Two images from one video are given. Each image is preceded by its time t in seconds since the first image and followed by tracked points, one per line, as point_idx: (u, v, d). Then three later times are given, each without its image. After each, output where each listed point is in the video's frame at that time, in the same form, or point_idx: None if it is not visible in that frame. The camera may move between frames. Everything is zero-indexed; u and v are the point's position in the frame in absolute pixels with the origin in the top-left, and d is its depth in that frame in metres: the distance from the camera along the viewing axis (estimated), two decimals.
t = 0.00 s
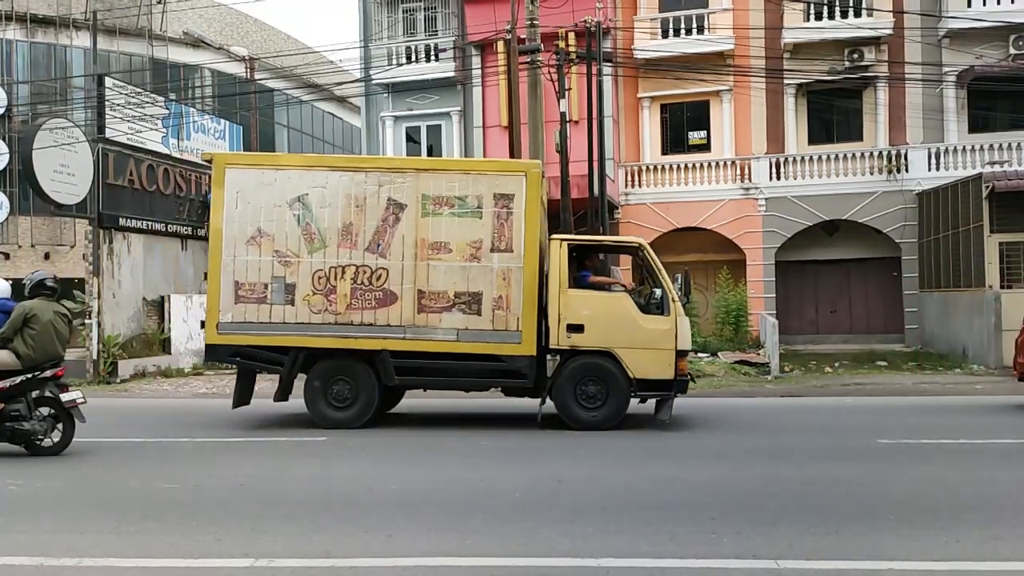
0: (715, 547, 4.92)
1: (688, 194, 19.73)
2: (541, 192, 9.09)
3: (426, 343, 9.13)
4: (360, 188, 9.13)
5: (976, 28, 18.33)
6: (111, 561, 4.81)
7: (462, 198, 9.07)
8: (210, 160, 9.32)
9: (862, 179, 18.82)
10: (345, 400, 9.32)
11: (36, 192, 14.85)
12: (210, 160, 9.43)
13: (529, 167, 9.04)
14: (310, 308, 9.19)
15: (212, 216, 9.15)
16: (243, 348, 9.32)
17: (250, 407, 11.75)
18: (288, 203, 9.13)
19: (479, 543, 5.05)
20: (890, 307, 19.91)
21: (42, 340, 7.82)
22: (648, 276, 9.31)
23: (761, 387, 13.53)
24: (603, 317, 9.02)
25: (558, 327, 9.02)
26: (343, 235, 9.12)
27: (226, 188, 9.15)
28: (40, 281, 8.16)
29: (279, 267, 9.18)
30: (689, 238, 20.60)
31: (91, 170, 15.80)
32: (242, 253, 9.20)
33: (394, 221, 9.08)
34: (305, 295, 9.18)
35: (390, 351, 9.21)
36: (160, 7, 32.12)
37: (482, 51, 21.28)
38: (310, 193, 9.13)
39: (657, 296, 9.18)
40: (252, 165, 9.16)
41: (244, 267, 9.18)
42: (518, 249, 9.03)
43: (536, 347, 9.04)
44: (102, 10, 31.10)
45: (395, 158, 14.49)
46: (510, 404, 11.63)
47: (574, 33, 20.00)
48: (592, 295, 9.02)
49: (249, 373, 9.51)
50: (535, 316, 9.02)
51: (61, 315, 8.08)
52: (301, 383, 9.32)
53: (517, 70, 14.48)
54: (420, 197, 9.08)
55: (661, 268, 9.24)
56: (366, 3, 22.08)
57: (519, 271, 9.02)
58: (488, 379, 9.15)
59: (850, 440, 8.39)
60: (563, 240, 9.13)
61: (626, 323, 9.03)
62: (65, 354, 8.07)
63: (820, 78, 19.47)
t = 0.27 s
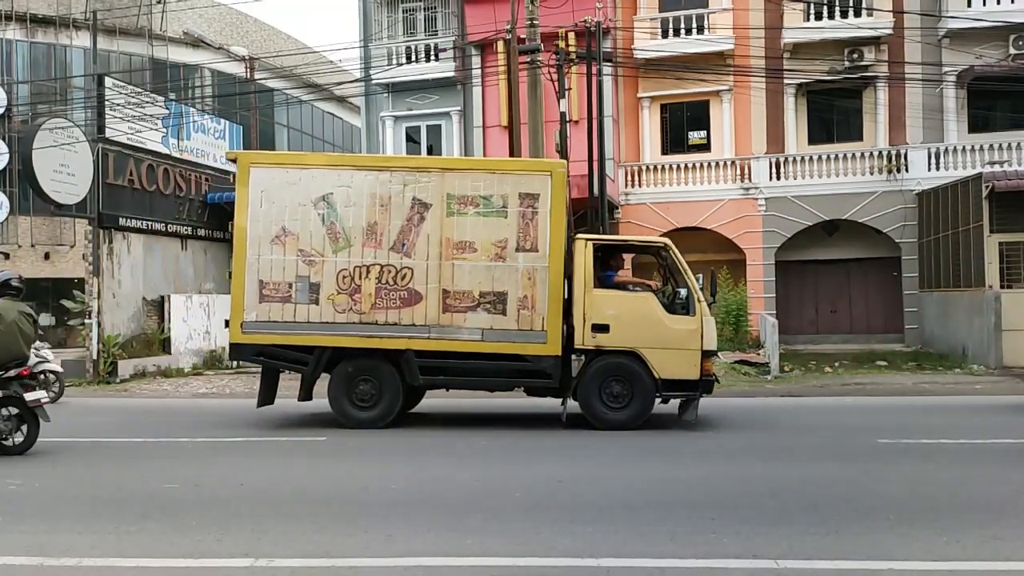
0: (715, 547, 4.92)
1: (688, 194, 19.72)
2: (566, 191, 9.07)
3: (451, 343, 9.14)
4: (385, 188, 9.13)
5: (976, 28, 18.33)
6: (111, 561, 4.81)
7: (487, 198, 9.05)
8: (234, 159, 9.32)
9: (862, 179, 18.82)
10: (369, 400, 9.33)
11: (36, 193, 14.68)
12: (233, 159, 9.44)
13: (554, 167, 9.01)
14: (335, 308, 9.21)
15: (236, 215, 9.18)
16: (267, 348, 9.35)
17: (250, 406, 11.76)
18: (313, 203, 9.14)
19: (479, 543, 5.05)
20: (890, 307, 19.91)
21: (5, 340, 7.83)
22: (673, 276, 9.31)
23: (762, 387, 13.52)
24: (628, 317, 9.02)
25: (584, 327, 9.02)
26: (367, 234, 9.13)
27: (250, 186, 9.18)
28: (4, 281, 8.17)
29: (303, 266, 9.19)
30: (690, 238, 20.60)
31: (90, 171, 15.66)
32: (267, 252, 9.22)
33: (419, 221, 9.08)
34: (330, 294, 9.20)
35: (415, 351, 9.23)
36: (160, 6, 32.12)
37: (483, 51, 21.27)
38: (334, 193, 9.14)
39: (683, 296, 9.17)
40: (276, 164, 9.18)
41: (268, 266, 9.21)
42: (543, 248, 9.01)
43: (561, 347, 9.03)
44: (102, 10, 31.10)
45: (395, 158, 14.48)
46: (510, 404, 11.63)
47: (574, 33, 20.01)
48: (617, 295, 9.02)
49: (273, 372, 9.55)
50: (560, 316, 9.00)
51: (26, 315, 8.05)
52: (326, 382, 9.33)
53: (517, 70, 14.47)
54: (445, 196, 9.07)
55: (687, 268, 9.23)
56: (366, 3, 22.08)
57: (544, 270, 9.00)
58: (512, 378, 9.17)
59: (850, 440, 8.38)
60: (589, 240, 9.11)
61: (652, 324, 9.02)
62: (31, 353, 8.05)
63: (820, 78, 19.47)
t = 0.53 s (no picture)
0: (715, 547, 4.92)
1: (688, 194, 19.72)
2: (591, 191, 9.05)
3: (476, 343, 9.13)
4: (409, 188, 9.11)
5: (976, 28, 18.33)
6: (111, 561, 4.80)
7: (512, 197, 9.03)
8: (258, 158, 9.31)
9: (862, 179, 18.81)
10: (393, 400, 9.32)
11: (36, 193, 14.63)
12: (256, 158, 9.42)
13: (579, 167, 8.98)
14: (359, 307, 9.21)
15: (260, 214, 9.17)
16: (291, 347, 9.35)
17: (251, 406, 11.75)
18: (337, 202, 9.13)
19: (479, 543, 5.05)
20: (890, 307, 19.91)
21: None
22: (697, 276, 9.30)
23: (762, 387, 13.52)
24: (654, 317, 9.01)
25: (609, 327, 9.03)
26: (392, 234, 9.12)
27: (274, 186, 9.17)
28: None
29: (327, 265, 9.18)
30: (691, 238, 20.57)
31: (90, 172, 15.63)
32: (291, 251, 9.21)
33: (444, 221, 9.06)
34: (355, 294, 9.19)
35: (440, 351, 9.23)
36: (159, 6, 32.12)
37: (482, 51, 21.27)
38: (358, 192, 9.12)
39: (708, 296, 9.16)
40: (301, 163, 9.16)
41: (293, 265, 9.20)
42: (569, 248, 8.99)
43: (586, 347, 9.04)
44: (102, 10, 31.13)
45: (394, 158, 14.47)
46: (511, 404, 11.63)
47: (574, 33, 20.03)
48: (643, 296, 9.01)
49: (297, 370, 9.57)
50: (585, 316, 9.01)
51: None
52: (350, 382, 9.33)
53: (517, 70, 14.46)
54: (470, 196, 9.05)
55: (711, 268, 9.22)
56: (366, 3, 22.08)
57: (569, 270, 8.99)
58: (537, 378, 9.17)
59: (850, 440, 8.37)
60: (614, 240, 9.10)
61: (677, 324, 9.02)
62: None
63: (820, 78, 19.46)
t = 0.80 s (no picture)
0: (715, 547, 4.92)
1: (687, 195, 19.58)
2: (616, 191, 9.05)
3: (501, 343, 9.11)
4: (434, 187, 9.09)
5: (976, 28, 18.34)
6: (111, 561, 4.81)
7: (537, 197, 9.02)
8: (281, 158, 9.25)
9: (862, 179, 18.75)
10: (418, 400, 9.29)
11: (36, 193, 14.62)
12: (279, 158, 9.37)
13: (604, 166, 8.98)
14: (384, 307, 9.18)
15: (284, 214, 9.13)
16: (315, 347, 9.33)
17: (252, 407, 11.75)
18: (362, 202, 9.10)
19: (479, 544, 5.05)
20: (890, 307, 19.92)
21: None
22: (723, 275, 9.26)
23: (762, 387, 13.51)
24: (679, 317, 9.01)
25: (634, 327, 9.03)
26: (416, 233, 9.10)
27: (299, 186, 9.13)
28: None
29: (352, 265, 9.16)
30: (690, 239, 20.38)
31: (90, 171, 15.65)
32: (315, 250, 9.17)
33: (469, 220, 9.04)
34: (379, 293, 9.17)
35: (464, 351, 9.20)
36: (160, 6, 32.09)
37: (482, 51, 21.27)
38: (383, 192, 9.10)
39: (733, 296, 9.13)
40: (325, 162, 9.12)
41: (317, 265, 9.16)
42: (594, 248, 8.98)
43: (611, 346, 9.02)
44: (102, 10, 31.14)
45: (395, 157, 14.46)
46: (511, 403, 11.63)
47: (574, 33, 20.06)
48: (668, 296, 9.00)
49: (321, 370, 9.56)
50: (610, 316, 9.00)
51: None
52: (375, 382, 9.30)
53: (518, 70, 14.45)
54: (495, 196, 9.03)
55: (738, 268, 9.19)
56: (366, 3, 22.09)
57: (595, 270, 8.98)
58: (562, 378, 9.16)
59: (850, 440, 8.37)
60: (638, 240, 9.09)
61: (702, 324, 9.02)
62: None
63: (820, 78, 19.46)
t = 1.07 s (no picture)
0: (715, 547, 4.92)
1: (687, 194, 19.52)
2: (641, 190, 9.00)
3: (526, 343, 9.05)
4: (459, 187, 9.02)
5: (976, 28, 18.34)
6: (112, 561, 4.81)
7: (563, 196, 8.96)
8: (306, 157, 9.18)
9: (862, 179, 18.73)
10: (442, 400, 9.23)
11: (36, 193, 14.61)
12: (303, 157, 9.29)
13: (630, 166, 8.94)
14: (408, 308, 9.11)
15: (309, 214, 9.04)
16: (339, 348, 9.25)
17: (254, 407, 11.76)
18: (386, 202, 9.03)
19: (479, 543, 5.06)
20: (890, 307, 19.92)
21: None
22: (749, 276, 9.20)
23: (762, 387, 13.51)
24: (705, 318, 8.95)
25: (659, 328, 8.97)
26: (441, 233, 9.03)
27: (324, 185, 9.05)
28: None
29: (377, 265, 9.08)
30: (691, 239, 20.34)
31: (91, 170, 15.67)
32: (340, 250, 9.09)
33: (494, 220, 8.98)
34: (404, 293, 9.09)
35: (489, 351, 9.14)
36: (160, 7, 32.08)
37: (482, 51, 21.27)
38: (408, 191, 9.03)
39: (759, 296, 9.07)
40: (350, 161, 9.05)
41: (342, 265, 9.08)
42: (620, 248, 8.94)
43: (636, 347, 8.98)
44: (102, 10, 31.16)
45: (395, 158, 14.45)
46: (511, 404, 11.62)
47: (574, 33, 20.08)
48: (694, 296, 8.94)
49: (345, 370, 9.50)
50: (636, 316, 8.96)
51: None
52: (399, 382, 9.24)
53: (517, 70, 14.44)
54: (520, 195, 8.97)
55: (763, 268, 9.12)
56: (366, 3, 22.10)
57: (620, 270, 8.93)
58: (587, 378, 9.10)
59: (850, 440, 8.37)
60: (664, 240, 9.04)
61: (728, 324, 8.95)
62: None
63: (820, 78, 19.46)
